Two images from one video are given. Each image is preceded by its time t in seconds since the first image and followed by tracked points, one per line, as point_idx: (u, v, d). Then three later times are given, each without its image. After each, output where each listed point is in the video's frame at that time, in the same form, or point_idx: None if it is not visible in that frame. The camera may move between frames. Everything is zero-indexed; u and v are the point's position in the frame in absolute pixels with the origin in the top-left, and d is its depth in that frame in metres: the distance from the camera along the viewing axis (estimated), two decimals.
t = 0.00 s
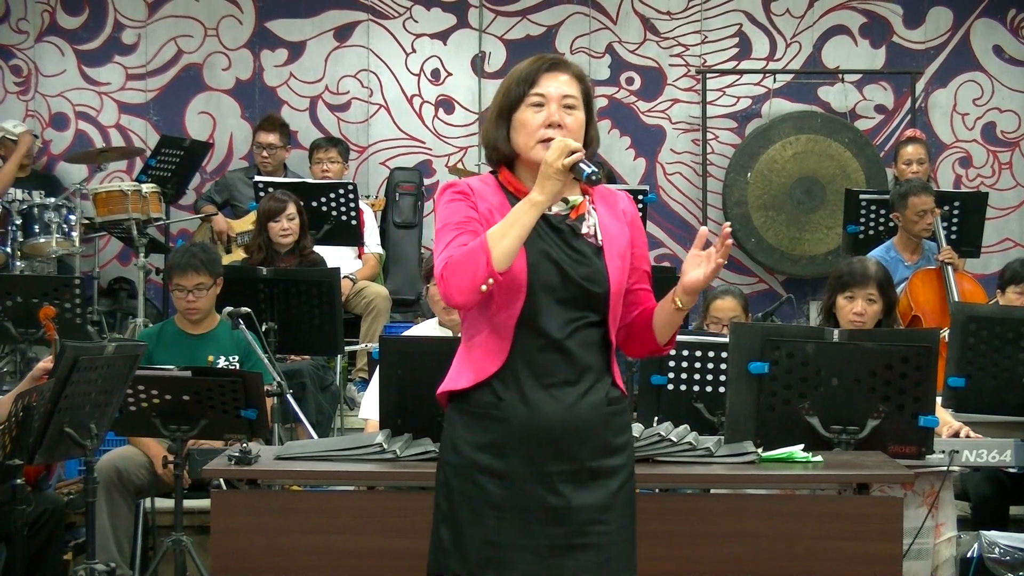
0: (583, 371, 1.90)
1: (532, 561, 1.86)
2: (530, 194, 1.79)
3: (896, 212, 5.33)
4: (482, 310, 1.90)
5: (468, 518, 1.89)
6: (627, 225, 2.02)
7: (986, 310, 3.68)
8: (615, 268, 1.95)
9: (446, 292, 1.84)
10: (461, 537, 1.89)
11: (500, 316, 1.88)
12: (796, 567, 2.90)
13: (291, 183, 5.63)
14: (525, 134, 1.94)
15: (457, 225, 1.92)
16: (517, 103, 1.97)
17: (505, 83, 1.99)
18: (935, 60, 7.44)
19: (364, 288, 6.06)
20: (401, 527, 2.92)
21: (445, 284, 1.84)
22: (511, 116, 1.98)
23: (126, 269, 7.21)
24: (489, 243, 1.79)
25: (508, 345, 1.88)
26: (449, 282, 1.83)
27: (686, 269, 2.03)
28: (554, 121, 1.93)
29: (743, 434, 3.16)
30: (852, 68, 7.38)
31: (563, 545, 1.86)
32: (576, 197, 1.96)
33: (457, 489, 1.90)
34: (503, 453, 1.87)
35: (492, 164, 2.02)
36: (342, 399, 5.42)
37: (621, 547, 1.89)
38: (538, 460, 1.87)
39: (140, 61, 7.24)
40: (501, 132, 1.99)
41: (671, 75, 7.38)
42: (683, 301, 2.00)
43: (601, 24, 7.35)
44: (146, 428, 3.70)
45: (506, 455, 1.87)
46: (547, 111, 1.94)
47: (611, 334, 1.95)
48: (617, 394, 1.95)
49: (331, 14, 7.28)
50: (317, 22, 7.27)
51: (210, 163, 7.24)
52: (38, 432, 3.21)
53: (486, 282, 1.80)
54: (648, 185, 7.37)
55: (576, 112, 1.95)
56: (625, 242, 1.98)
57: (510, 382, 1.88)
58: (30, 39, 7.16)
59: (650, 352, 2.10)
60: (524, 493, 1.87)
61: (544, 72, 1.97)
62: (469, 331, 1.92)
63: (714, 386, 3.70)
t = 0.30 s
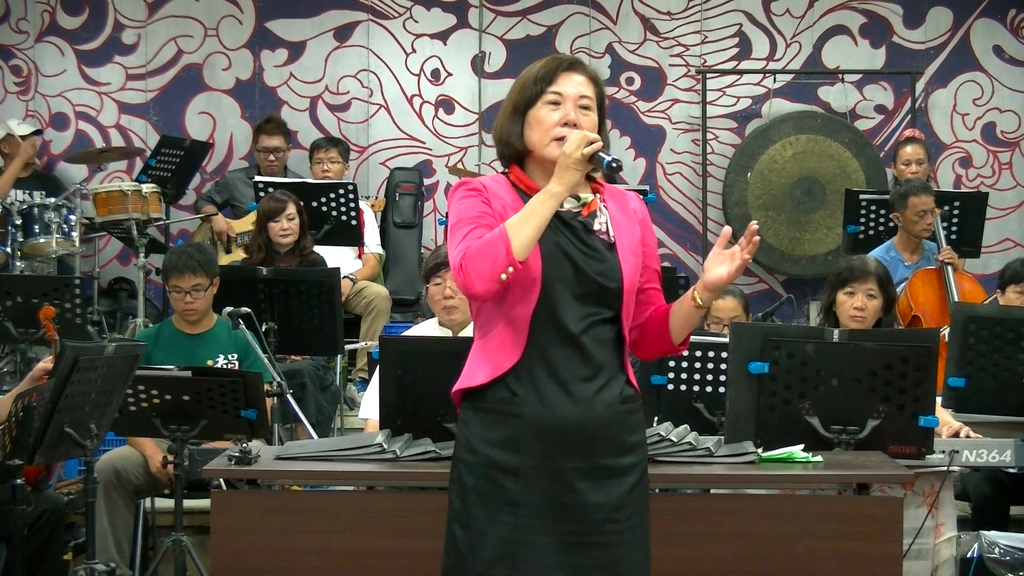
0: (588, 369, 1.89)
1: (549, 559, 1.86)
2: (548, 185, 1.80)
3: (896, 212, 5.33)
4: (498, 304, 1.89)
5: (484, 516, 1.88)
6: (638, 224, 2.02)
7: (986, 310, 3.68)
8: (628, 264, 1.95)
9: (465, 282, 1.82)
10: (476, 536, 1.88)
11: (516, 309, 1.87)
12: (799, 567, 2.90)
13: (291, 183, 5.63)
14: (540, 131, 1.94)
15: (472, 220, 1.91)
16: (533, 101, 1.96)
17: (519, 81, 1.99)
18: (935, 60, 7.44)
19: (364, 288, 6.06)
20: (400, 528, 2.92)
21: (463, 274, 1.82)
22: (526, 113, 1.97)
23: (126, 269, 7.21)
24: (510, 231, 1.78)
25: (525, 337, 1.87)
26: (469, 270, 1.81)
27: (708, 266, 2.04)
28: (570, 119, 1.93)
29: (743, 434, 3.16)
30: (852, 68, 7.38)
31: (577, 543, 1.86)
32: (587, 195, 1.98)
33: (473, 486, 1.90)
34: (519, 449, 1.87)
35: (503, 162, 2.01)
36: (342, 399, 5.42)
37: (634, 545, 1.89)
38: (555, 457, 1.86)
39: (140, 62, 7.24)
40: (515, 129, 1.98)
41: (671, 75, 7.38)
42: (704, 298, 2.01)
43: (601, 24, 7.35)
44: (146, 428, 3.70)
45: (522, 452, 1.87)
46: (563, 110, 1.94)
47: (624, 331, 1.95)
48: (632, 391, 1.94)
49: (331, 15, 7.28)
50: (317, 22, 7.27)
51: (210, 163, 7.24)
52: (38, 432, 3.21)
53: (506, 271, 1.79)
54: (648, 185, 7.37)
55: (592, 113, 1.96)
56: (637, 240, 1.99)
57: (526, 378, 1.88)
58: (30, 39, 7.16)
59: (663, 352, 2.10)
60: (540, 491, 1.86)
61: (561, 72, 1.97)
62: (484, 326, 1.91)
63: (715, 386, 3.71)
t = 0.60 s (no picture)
0: (591, 370, 1.89)
1: (561, 560, 1.85)
2: (565, 186, 1.79)
3: (896, 212, 5.33)
4: (509, 305, 1.89)
5: (496, 516, 1.87)
6: (646, 227, 2.02)
7: (986, 310, 3.67)
8: (637, 266, 1.95)
9: (480, 282, 1.81)
10: (488, 536, 1.88)
11: (528, 309, 1.87)
12: (801, 567, 2.90)
13: (291, 183, 5.62)
14: (556, 132, 1.93)
15: (484, 220, 1.90)
16: (549, 101, 1.95)
17: (534, 81, 1.97)
18: (935, 60, 7.44)
19: (364, 288, 6.06)
20: (400, 528, 2.92)
21: (480, 274, 1.81)
22: (541, 114, 1.96)
23: (126, 269, 7.21)
24: (527, 232, 1.78)
25: (536, 339, 1.87)
26: (486, 270, 1.79)
27: (724, 272, 2.05)
28: (587, 123, 1.93)
29: (743, 434, 3.15)
30: (852, 68, 7.38)
31: (589, 543, 1.85)
32: (595, 197, 1.97)
33: (485, 486, 1.89)
34: (532, 449, 1.86)
35: (511, 163, 2.00)
36: (342, 399, 5.42)
37: (644, 545, 1.89)
38: (567, 457, 1.86)
39: (140, 62, 7.24)
40: (530, 128, 1.96)
41: (671, 75, 7.37)
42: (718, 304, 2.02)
43: (601, 24, 7.35)
44: (146, 428, 3.70)
45: (535, 452, 1.86)
46: (580, 113, 1.94)
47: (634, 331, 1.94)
48: (642, 392, 1.94)
49: (331, 15, 7.28)
50: (317, 22, 7.27)
51: (210, 163, 7.24)
52: (38, 432, 3.21)
53: (523, 271, 1.78)
54: (648, 185, 7.37)
55: (605, 118, 1.96)
56: (645, 244, 1.99)
57: (537, 378, 1.88)
58: (30, 39, 7.16)
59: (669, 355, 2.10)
60: (552, 491, 1.86)
61: (578, 75, 1.97)
62: (496, 326, 1.91)
63: (714, 386, 3.71)
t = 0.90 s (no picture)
0: (596, 372, 1.88)
1: (569, 562, 1.85)
2: (578, 198, 1.79)
3: (896, 212, 5.33)
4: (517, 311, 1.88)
5: (504, 518, 1.87)
6: (653, 233, 2.03)
7: (986, 310, 3.67)
8: (645, 273, 1.95)
9: (492, 292, 1.80)
10: (495, 538, 1.87)
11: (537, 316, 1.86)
12: (802, 567, 2.90)
13: (291, 183, 5.62)
14: (570, 138, 1.93)
15: (494, 226, 1.89)
16: (563, 106, 1.94)
17: (549, 84, 1.96)
18: (935, 60, 7.44)
19: (364, 288, 6.06)
20: (399, 528, 2.92)
21: (491, 284, 1.80)
22: (555, 119, 1.95)
23: (126, 269, 7.20)
24: (539, 244, 1.77)
25: (544, 345, 1.87)
26: (497, 281, 1.78)
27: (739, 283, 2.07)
28: (601, 130, 1.92)
29: (743, 434, 3.15)
30: (852, 68, 7.38)
31: (596, 544, 1.85)
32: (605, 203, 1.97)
33: (488, 488, 1.89)
34: (540, 452, 1.86)
35: (521, 164, 2.00)
36: (342, 399, 5.42)
37: (649, 546, 1.88)
38: (574, 459, 1.85)
39: (140, 62, 7.24)
40: (543, 132, 1.95)
41: (671, 75, 7.37)
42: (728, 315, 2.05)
43: (601, 24, 7.35)
44: (146, 428, 3.70)
45: (544, 455, 1.86)
46: (594, 120, 1.93)
47: (640, 335, 1.95)
48: (647, 393, 1.95)
49: (331, 14, 7.27)
50: (317, 22, 7.27)
51: (210, 163, 7.24)
52: (38, 432, 3.21)
53: (535, 283, 1.77)
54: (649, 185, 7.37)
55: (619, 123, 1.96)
56: (654, 250, 2.00)
57: (545, 382, 1.87)
58: (30, 39, 7.16)
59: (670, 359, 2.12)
60: (560, 493, 1.85)
61: (592, 79, 1.96)
62: (503, 331, 1.90)
63: (714, 386, 3.72)
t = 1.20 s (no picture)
0: (598, 375, 1.88)
1: (573, 564, 1.85)
2: (584, 207, 1.78)
3: (896, 212, 5.32)
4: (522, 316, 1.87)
5: (508, 520, 1.87)
6: (660, 239, 2.03)
7: (986, 310, 3.67)
8: (650, 281, 1.95)
9: (498, 301, 1.80)
10: (500, 540, 1.87)
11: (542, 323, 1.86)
12: (804, 567, 2.90)
13: (291, 183, 5.62)
14: (574, 142, 1.93)
15: (501, 232, 1.88)
16: (570, 110, 1.95)
17: (558, 89, 1.97)
18: (935, 60, 7.44)
19: (364, 288, 6.06)
20: (397, 528, 2.92)
21: (497, 295, 1.80)
22: (562, 124, 1.96)
23: (126, 269, 7.20)
24: (545, 254, 1.77)
25: (549, 353, 1.86)
26: (503, 291, 1.78)
27: (754, 296, 2.07)
28: (606, 134, 1.92)
29: (743, 434, 3.17)
30: (852, 68, 7.38)
31: (598, 545, 1.85)
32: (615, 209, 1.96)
33: (490, 490, 1.89)
34: (544, 455, 1.86)
35: (531, 168, 2.00)
36: (342, 399, 5.42)
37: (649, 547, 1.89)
38: (578, 461, 1.86)
39: (140, 62, 7.24)
40: (549, 136, 1.97)
41: (671, 75, 7.37)
42: (738, 327, 2.03)
43: (601, 23, 7.35)
44: (146, 428, 3.70)
45: (548, 457, 1.85)
46: (599, 124, 1.93)
47: (644, 342, 1.95)
48: (649, 395, 1.95)
49: (331, 14, 7.27)
50: (317, 22, 7.27)
51: (210, 163, 7.24)
52: (38, 432, 3.21)
53: (541, 294, 1.77)
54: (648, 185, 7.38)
55: (627, 128, 1.95)
56: (659, 256, 2.00)
57: (549, 386, 1.86)
58: (30, 39, 7.16)
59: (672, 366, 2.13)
60: (564, 495, 1.86)
61: (600, 84, 1.96)
62: (506, 335, 1.89)
63: (715, 387, 3.72)
